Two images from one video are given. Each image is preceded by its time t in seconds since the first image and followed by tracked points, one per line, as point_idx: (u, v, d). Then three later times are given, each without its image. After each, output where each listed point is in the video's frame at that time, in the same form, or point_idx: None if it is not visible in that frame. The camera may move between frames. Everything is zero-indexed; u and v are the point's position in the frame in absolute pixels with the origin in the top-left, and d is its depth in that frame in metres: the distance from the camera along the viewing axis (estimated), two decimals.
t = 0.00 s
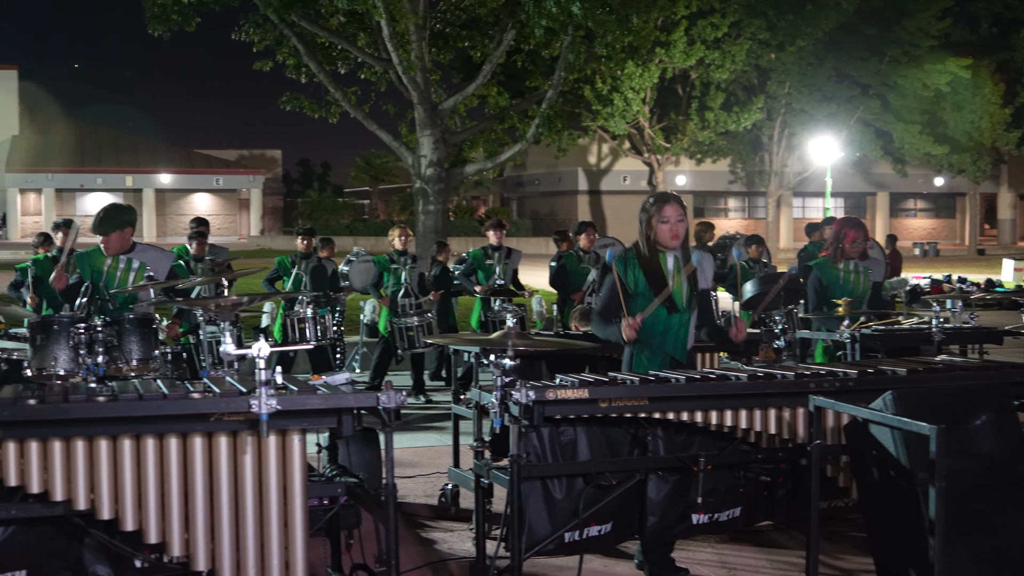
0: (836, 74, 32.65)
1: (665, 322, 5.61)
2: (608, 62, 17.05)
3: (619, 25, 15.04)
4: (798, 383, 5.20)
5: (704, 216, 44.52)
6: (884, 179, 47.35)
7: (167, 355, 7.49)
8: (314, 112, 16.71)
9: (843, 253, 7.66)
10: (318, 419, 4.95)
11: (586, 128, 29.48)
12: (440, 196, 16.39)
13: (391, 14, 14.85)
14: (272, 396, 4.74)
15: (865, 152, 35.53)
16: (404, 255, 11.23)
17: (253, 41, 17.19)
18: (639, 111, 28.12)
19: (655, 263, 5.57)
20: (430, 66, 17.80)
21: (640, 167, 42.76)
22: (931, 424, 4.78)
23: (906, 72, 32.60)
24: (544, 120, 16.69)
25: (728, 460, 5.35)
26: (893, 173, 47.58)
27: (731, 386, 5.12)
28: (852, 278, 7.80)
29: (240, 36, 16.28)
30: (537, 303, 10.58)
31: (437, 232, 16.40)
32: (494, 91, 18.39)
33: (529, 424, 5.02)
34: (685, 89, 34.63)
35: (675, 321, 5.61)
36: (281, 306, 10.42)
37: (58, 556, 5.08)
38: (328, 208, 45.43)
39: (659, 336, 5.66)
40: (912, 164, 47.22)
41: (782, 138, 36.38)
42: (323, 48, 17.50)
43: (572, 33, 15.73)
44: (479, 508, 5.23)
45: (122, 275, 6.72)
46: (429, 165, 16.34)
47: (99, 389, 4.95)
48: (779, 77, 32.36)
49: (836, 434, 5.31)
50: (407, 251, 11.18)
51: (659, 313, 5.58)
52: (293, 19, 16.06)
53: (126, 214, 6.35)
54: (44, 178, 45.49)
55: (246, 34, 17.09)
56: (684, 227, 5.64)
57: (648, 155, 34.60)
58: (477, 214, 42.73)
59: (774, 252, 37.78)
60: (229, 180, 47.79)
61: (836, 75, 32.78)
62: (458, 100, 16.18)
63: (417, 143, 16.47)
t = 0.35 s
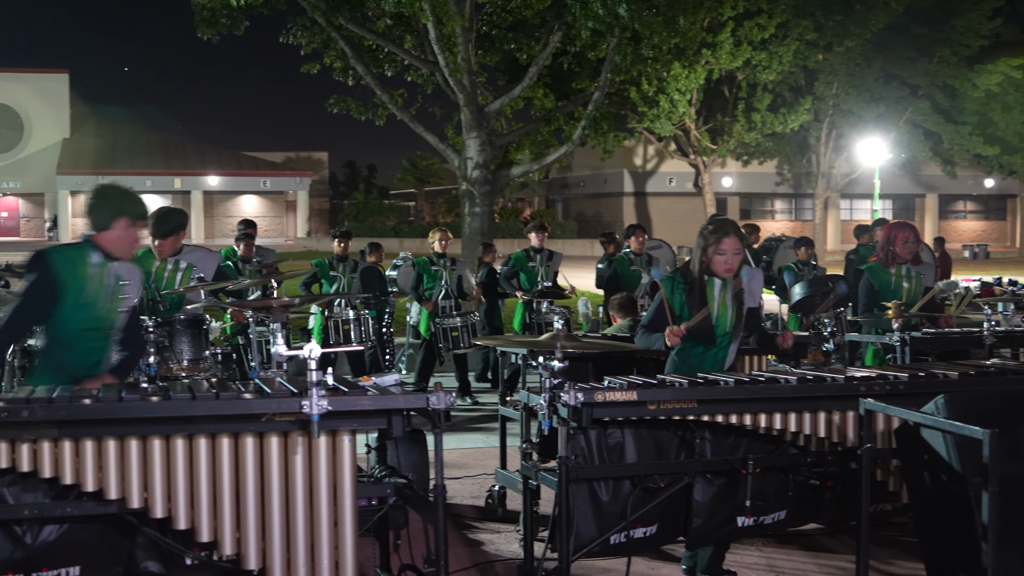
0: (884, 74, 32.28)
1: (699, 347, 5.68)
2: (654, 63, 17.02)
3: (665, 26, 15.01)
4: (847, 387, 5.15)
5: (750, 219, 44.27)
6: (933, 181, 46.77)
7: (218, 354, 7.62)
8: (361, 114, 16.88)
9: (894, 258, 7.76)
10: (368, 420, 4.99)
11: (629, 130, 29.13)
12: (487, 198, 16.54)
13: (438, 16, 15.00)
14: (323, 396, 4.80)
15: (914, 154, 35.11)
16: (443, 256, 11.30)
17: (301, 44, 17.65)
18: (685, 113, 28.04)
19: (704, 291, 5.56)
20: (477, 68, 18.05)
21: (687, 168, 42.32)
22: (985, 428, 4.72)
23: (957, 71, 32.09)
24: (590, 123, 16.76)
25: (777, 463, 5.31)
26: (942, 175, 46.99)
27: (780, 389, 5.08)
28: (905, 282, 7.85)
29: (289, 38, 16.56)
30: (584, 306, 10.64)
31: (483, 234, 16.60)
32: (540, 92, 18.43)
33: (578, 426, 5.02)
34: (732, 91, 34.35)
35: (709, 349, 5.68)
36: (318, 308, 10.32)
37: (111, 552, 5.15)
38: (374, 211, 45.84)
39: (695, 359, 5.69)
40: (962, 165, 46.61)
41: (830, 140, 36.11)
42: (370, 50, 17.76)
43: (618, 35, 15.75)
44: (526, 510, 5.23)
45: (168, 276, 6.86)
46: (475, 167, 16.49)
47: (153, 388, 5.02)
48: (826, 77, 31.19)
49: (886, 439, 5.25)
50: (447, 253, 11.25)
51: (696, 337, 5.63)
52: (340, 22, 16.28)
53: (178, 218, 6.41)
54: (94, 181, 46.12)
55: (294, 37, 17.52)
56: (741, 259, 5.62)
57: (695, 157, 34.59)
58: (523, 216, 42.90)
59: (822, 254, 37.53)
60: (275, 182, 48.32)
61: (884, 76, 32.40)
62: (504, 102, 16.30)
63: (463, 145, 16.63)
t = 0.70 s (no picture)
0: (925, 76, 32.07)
1: (750, 326, 5.66)
2: (694, 65, 17.03)
3: (705, 27, 14.98)
4: (892, 390, 5.13)
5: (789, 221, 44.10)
6: (975, 183, 46.36)
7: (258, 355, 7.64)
8: (400, 118, 17.04)
9: (939, 272, 7.68)
10: (412, 421, 5.02)
11: (672, 134, 29.37)
12: (525, 201, 16.69)
13: (478, 19, 15.11)
14: (367, 399, 4.80)
15: (956, 156, 34.79)
16: (476, 259, 11.34)
17: (340, 47, 17.93)
18: (724, 115, 28.11)
19: (755, 266, 5.54)
20: (517, 71, 18.22)
21: (726, 171, 42.25)
22: None
23: (1000, 72, 31.72)
24: (629, 125, 16.83)
25: (821, 467, 5.30)
26: (985, 177, 46.55)
27: (824, 393, 5.05)
28: (946, 294, 7.84)
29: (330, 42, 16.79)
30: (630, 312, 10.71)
31: (522, 236, 16.78)
32: (578, 95, 18.54)
33: (621, 428, 5.03)
34: (771, 93, 34.43)
35: (761, 328, 5.65)
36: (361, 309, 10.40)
37: (157, 553, 5.19)
38: (412, 213, 46.36)
39: (746, 335, 5.69)
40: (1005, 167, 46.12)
41: (870, 141, 36.01)
42: (410, 53, 17.92)
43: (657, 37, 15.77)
44: (569, 512, 5.25)
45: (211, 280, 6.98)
46: (513, 169, 16.61)
47: (198, 390, 5.06)
48: (866, 79, 31.60)
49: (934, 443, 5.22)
50: (480, 256, 11.28)
51: (746, 314, 5.61)
52: (379, 25, 16.44)
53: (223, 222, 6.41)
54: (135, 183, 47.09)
55: (334, 40, 17.82)
56: (792, 234, 5.57)
57: (734, 159, 34.76)
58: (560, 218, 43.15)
59: (861, 257, 37.45)
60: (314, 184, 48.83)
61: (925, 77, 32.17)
62: (544, 104, 16.36)
63: (502, 148, 16.75)
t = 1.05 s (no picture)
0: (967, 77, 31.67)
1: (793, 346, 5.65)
2: (735, 68, 16.93)
3: (746, 29, 14.93)
4: (938, 396, 5.08)
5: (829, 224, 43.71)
6: (1020, 185, 45.68)
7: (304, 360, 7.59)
8: (440, 120, 17.12)
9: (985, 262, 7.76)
10: (454, 424, 5.03)
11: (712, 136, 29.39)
12: (565, 203, 16.78)
13: (517, 22, 15.20)
14: (411, 401, 4.82)
15: (999, 158, 34.34)
16: (519, 261, 11.39)
17: (380, 50, 18.07)
18: (763, 117, 28.00)
19: (789, 285, 5.51)
20: (556, 74, 18.29)
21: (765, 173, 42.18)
22: None
23: None
24: (669, 127, 16.87)
25: (866, 472, 5.27)
26: None
27: (869, 397, 5.02)
28: (994, 287, 7.87)
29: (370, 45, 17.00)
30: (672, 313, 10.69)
31: (561, 238, 16.82)
32: (617, 97, 18.59)
33: (663, 432, 5.02)
34: (811, 94, 34.27)
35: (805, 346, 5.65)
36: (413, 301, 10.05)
37: (201, 552, 5.23)
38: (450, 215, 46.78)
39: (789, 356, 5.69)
40: None
41: (911, 143, 35.75)
42: (449, 56, 17.97)
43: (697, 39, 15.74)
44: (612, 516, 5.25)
45: (255, 280, 6.92)
46: (553, 171, 16.68)
47: (242, 391, 5.09)
48: (907, 80, 31.36)
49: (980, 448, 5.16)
50: (522, 258, 11.34)
51: (787, 332, 5.61)
52: (419, 29, 16.57)
53: (268, 220, 6.52)
54: (176, 186, 47.88)
55: (374, 43, 17.97)
56: (826, 247, 5.52)
57: (774, 161, 34.75)
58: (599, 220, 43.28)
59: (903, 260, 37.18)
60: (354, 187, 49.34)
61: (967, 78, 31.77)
62: (583, 107, 16.40)
63: (541, 150, 16.81)
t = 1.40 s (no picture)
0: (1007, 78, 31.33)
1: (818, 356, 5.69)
2: (772, 70, 16.90)
3: (784, 31, 14.89)
4: (979, 401, 5.03)
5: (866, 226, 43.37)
6: None
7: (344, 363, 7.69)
8: (476, 122, 17.18)
9: None
10: (493, 427, 5.03)
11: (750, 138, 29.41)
12: (600, 206, 16.72)
13: (553, 24, 15.30)
14: (450, 403, 4.84)
15: None
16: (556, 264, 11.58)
17: (417, 53, 18.13)
18: (800, 119, 27.92)
19: (828, 307, 5.47)
20: (592, 77, 18.34)
21: (801, 175, 42.22)
22: None
23: None
24: (706, 130, 16.88)
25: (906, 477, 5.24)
26: None
27: (910, 402, 4.98)
28: None
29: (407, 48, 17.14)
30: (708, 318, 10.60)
31: (597, 241, 16.81)
32: (654, 99, 18.66)
33: (702, 437, 4.99)
34: (848, 96, 34.12)
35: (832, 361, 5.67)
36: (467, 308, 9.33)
37: (242, 553, 5.28)
38: (486, 218, 47.09)
39: (814, 365, 5.72)
40: None
41: (950, 145, 35.53)
42: (486, 59, 18.04)
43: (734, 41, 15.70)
44: (649, 519, 5.24)
45: (295, 280, 6.98)
46: (590, 174, 16.66)
47: (282, 392, 5.12)
48: (946, 82, 31.15)
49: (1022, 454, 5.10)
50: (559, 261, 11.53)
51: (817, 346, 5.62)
52: (456, 32, 16.67)
53: (309, 225, 6.75)
54: (213, 189, 48.56)
55: (410, 46, 18.03)
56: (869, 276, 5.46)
57: (811, 164, 34.79)
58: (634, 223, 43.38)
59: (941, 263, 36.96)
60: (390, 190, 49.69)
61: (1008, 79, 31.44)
62: (619, 109, 16.43)
63: (577, 153, 16.84)
